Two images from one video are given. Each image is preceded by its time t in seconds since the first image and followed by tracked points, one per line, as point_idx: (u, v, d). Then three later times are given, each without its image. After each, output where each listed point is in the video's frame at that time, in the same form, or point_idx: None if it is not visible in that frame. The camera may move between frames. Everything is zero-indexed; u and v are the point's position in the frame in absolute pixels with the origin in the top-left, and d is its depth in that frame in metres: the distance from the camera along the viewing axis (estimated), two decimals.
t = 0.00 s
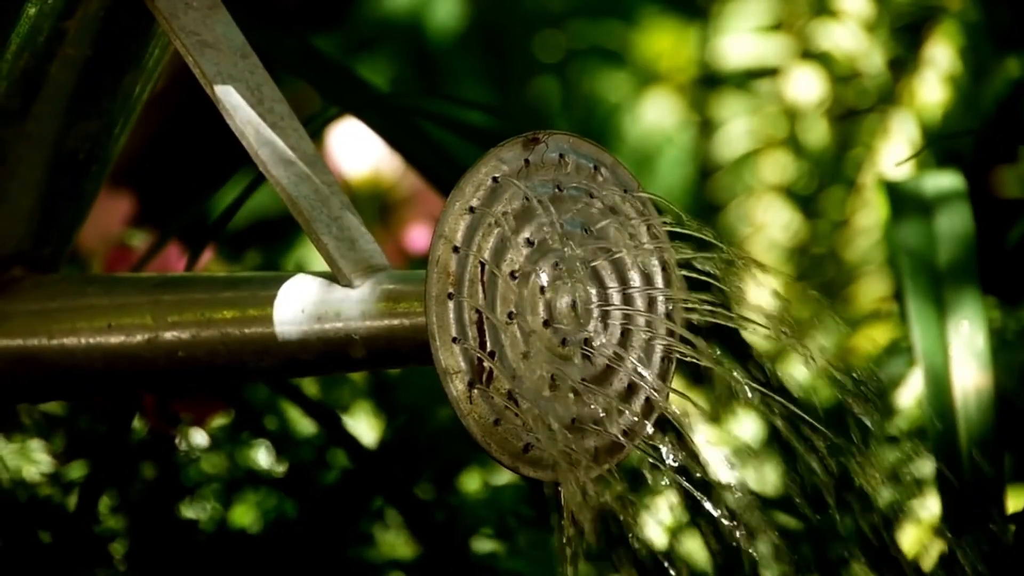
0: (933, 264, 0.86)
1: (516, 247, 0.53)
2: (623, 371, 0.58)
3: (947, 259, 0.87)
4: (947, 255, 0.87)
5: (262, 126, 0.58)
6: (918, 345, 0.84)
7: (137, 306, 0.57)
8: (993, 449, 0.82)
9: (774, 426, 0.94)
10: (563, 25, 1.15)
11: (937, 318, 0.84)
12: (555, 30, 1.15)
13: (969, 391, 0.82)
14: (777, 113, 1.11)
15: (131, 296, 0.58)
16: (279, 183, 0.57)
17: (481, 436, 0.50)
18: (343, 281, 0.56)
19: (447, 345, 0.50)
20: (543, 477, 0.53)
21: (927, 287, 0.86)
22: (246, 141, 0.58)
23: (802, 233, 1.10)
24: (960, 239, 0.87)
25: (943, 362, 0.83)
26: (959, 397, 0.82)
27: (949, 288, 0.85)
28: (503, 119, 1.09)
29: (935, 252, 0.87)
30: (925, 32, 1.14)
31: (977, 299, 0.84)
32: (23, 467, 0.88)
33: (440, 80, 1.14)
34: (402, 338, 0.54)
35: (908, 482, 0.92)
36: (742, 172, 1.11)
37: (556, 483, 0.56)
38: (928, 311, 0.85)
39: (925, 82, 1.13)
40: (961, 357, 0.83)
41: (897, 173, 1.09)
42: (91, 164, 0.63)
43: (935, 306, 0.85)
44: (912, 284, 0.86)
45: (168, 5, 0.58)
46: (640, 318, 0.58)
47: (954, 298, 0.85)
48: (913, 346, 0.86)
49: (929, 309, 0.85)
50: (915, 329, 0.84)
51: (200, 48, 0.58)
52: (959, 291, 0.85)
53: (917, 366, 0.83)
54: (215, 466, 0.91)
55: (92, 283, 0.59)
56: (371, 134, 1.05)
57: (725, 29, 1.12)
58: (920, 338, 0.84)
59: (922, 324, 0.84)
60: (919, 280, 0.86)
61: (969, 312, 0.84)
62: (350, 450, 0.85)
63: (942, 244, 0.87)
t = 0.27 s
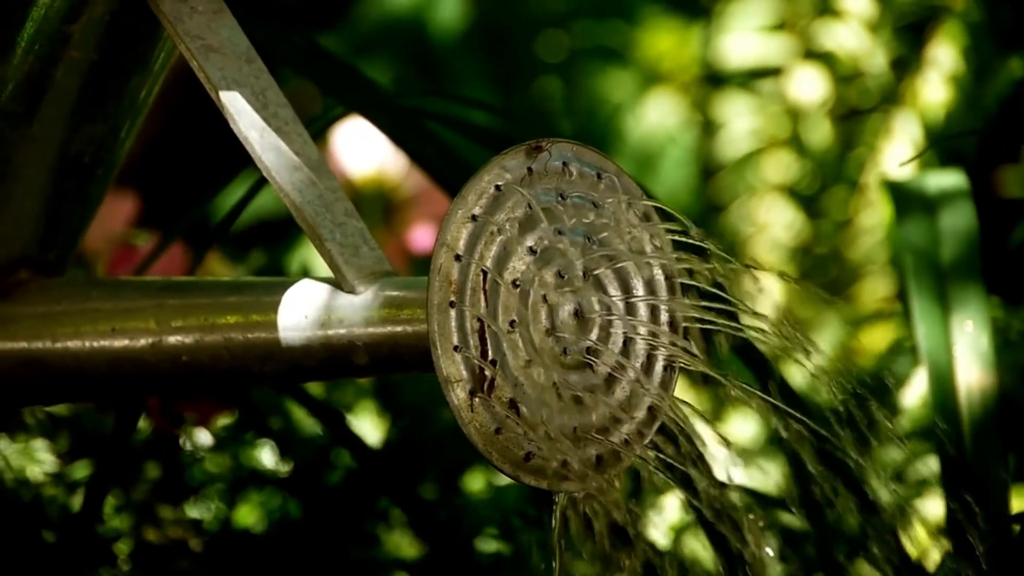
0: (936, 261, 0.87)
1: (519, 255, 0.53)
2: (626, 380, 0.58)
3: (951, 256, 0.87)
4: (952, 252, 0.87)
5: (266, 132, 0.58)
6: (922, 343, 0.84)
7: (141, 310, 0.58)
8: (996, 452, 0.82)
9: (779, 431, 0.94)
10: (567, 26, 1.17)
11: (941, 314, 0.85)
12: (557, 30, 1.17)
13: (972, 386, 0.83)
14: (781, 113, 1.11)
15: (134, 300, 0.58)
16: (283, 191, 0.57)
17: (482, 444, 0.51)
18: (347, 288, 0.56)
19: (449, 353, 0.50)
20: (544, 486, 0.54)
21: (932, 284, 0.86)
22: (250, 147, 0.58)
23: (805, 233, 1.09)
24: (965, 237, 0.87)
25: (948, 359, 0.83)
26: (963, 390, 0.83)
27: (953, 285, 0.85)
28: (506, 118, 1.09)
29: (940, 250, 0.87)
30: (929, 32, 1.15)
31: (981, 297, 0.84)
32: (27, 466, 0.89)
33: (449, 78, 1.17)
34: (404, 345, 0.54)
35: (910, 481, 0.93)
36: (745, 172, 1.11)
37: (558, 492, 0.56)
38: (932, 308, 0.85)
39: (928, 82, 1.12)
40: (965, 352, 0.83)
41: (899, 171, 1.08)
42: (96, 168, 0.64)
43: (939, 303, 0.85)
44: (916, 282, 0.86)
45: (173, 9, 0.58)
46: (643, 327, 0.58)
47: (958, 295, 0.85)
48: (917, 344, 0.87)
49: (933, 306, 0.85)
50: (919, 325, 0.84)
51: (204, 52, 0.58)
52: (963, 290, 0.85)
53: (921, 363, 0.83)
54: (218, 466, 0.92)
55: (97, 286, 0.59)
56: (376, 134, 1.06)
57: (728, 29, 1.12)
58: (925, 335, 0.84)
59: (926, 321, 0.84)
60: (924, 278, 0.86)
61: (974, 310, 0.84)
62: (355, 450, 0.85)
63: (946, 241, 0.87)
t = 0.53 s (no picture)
0: (941, 259, 0.87)
1: (520, 257, 0.54)
2: (629, 381, 0.58)
3: (956, 254, 0.87)
4: (957, 250, 0.87)
5: (271, 133, 0.59)
6: (927, 342, 0.84)
7: (145, 312, 0.58)
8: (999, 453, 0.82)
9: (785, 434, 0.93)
10: (569, 26, 1.17)
11: (945, 312, 0.85)
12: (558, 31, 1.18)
13: (978, 384, 0.83)
14: (784, 113, 1.11)
15: (138, 301, 0.58)
16: (287, 192, 0.57)
17: (484, 445, 0.51)
18: (351, 289, 0.56)
19: (451, 355, 0.50)
20: (547, 486, 0.54)
21: (937, 284, 0.86)
22: (256, 149, 0.58)
23: (809, 233, 1.09)
24: (970, 236, 0.87)
25: (953, 358, 0.83)
26: (968, 390, 0.83)
27: (958, 284, 0.86)
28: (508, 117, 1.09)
29: (945, 249, 0.87)
30: (932, 32, 1.15)
31: (986, 296, 0.84)
32: (32, 465, 0.91)
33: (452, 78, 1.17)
34: (407, 346, 0.55)
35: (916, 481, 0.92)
36: (746, 172, 1.11)
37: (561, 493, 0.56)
38: (936, 307, 0.85)
39: (931, 82, 1.12)
40: (971, 349, 0.83)
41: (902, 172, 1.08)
42: (100, 168, 0.64)
43: (943, 301, 0.85)
44: (921, 281, 0.86)
45: (178, 10, 0.58)
46: (646, 328, 0.58)
47: (962, 294, 0.85)
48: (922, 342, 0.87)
49: (938, 305, 0.85)
50: (924, 325, 0.84)
51: (209, 53, 0.58)
52: (968, 288, 0.85)
53: (926, 361, 0.83)
54: (222, 467, 0.93)
55: (102, 287, 0.59)
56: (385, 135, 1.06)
57: (732, 30, 1.13)
58: (930, 333, 0.84)
59: (931, 319, 0.85)
60: (929, 277, 0.86)
61: (979, 310, 0.85)
62: (361, 450, 0.86)
63: (951, 239, 0.87)
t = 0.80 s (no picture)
0: (950, 260, 0.87)
1: (537, 256, 0.53)
2: (645, 381, 0.57)
3: (966, 255, 0.87)
4: (966, 252, 0.87)
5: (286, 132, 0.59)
6: (937, 345, 0.84)
7: (159, 312, 0.57)
8: (1008, 452, 0.82)
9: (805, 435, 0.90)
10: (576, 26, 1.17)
11: (955, 314, 0.85)
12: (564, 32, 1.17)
13: (988, 386, 0.83)
14: (790, 113, 1.11)
15: (152, 301, 0.58)
16: (301, 192, 0.57)
17: (500, 444, 0.51)
18: (365, 289, 0.56)
19: (468, 353, 0.50)
20: (560, 485, 0.54)
21: (946, 285, 0.86)
22: (270, 148, 0.58)
23: (816, 234, 1.08)
24: (979, 236, 0.87)
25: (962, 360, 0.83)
26: (978, 392, 0.83)
27: (967, 286, 0.86)
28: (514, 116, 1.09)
29: (954, 250, 0.87)
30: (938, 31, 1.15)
31: (996, 298, 0.84)
32: (39, 465, 0.90)
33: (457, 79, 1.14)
34: (423, 346, 0.54)
35: (924, 480, 0.94)
36: (754, 172, 1.10)
37: (576, 493, 0.56)
38: (946, 308, 0.85)
39: (938, 82, 1.12)
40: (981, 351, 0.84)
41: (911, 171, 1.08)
42: (114, 168, 0.64)
43: (953, 303, 0.85)
44: (930, 283, 0.85)
45: (192, 9, 0.58)
46: (662, 328, 0.57)
47: (972, 295, 0.85)
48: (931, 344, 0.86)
49: (948, 307, 0.85)
50: (934, 327, 0.84)
51: (224, 53, 0.58)
52: (977, 289, 0.85)
53: (936, 363, 0.83)
54: (231, 467, 0.92)
55: (114, 287, 0.59)
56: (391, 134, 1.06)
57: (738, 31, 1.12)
58: (940, 336, 0.84)
59: (940, 321, 0.84)
60: (938, 279, 0.86)
61: (988, 311, 0.84)
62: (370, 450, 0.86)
63: (960, 241, 0.88)
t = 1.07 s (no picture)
0: (955, 259, 0.87)
1: (542, 259, 0.53)
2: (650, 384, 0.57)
3: (970, 254, 0.87)
4: (970, 250, 0.87)
5: (292, 134, 0.58)
6: (943, 344, 0.84)
7: (166, 313, 0.57)
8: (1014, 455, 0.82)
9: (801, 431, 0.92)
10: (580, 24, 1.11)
11: (960, 313, 0.85)
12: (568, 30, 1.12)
13: (994, 392, 0.82)
14: (793, 113, 1.10)
15: (159, 302, 0.58)
16: (308, 194, 0.57)
17: (505, 446, 0.50)
18: (371, 291, 0.56)
19: (472, 356, 0.50)
20: (566, 488, 0.53)
21: (950, 285, 0.86)
22: (275, 150, 0.58)
23: (819, 234, 1.09)
24: (984, 235, 0.87)
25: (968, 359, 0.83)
26: (985, 399, 0.82)
27: (972, 285, 0.86)
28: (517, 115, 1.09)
29: (959, 249, 0.88)
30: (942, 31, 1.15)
31: (1001, 296, 0.85)
32: (44, 466, 0.90)
33: (457, 82, 1.11)
34: (428, 349, 0.54)
35: (929, 480, 0.94)
36: (758, 172, 1.10)
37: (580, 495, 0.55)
38: (951, 307, 0.85)
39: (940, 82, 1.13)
40: (986, 353, 0.84)
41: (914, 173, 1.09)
42: (120, 169, 0.65)
43: (958, 302, 0.85)
44: (934, 282, 0.86)
45: (200, 11, 0.58)
46: (667, 331, 0.57)
47: (976, 293, 0.86)
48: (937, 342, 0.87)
49: (953, 305, 0.85)
50: (939, 324, 0.84)
51: (231, 54, 0.58)
52: (982, 287, 0.85)
53: (943, 364, 0.83)
54: (235, 466, 0.92)
55: (121, 288, 0.59)
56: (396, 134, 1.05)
57: (742, 30, 1.11)
58: (944, 333, 0.84)
59: (945, 319, 0.85)
60: (943, 277, 0.86)
61: (993, 310, 0.85)
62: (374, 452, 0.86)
63: (964, 240, 0.88)
